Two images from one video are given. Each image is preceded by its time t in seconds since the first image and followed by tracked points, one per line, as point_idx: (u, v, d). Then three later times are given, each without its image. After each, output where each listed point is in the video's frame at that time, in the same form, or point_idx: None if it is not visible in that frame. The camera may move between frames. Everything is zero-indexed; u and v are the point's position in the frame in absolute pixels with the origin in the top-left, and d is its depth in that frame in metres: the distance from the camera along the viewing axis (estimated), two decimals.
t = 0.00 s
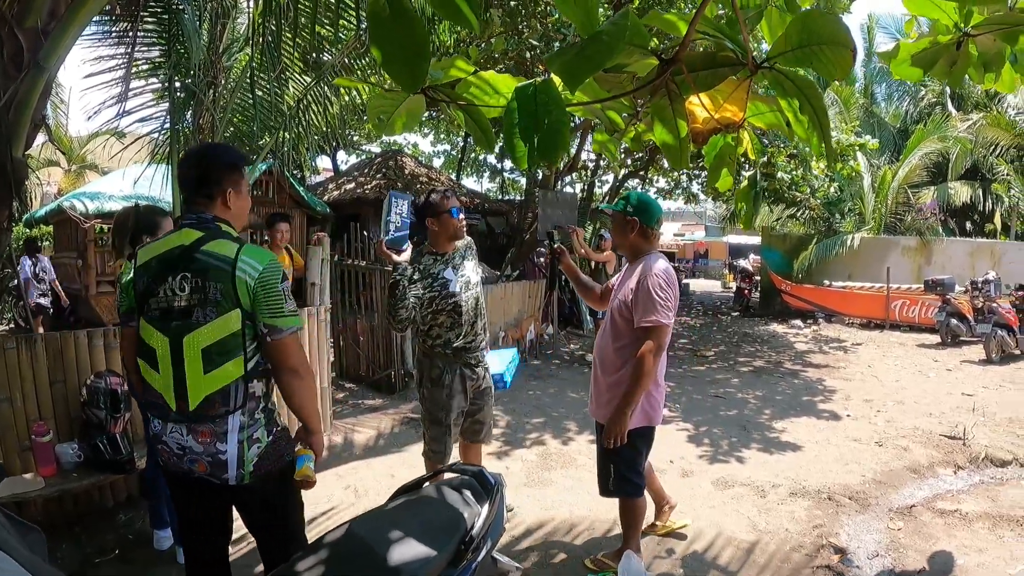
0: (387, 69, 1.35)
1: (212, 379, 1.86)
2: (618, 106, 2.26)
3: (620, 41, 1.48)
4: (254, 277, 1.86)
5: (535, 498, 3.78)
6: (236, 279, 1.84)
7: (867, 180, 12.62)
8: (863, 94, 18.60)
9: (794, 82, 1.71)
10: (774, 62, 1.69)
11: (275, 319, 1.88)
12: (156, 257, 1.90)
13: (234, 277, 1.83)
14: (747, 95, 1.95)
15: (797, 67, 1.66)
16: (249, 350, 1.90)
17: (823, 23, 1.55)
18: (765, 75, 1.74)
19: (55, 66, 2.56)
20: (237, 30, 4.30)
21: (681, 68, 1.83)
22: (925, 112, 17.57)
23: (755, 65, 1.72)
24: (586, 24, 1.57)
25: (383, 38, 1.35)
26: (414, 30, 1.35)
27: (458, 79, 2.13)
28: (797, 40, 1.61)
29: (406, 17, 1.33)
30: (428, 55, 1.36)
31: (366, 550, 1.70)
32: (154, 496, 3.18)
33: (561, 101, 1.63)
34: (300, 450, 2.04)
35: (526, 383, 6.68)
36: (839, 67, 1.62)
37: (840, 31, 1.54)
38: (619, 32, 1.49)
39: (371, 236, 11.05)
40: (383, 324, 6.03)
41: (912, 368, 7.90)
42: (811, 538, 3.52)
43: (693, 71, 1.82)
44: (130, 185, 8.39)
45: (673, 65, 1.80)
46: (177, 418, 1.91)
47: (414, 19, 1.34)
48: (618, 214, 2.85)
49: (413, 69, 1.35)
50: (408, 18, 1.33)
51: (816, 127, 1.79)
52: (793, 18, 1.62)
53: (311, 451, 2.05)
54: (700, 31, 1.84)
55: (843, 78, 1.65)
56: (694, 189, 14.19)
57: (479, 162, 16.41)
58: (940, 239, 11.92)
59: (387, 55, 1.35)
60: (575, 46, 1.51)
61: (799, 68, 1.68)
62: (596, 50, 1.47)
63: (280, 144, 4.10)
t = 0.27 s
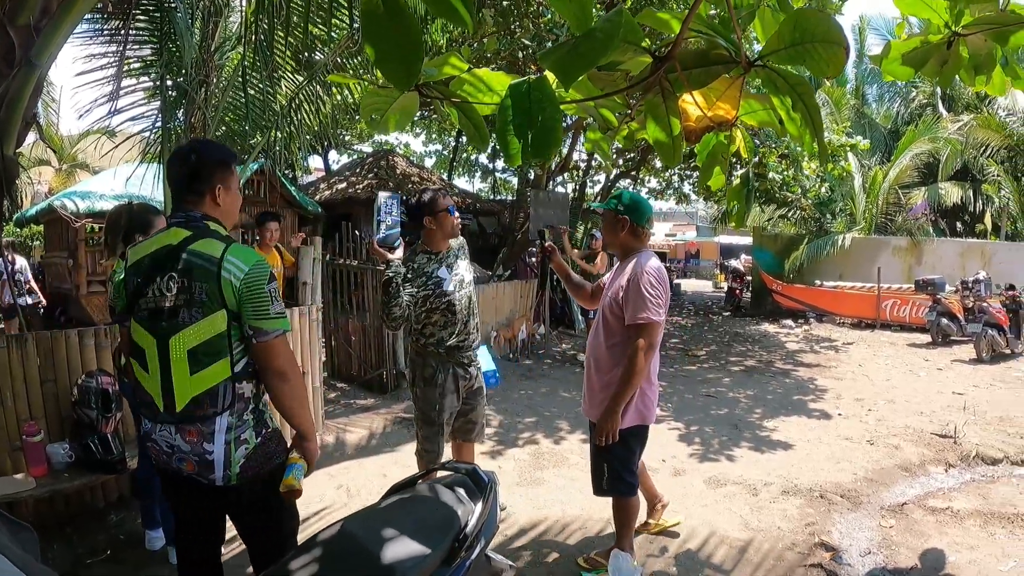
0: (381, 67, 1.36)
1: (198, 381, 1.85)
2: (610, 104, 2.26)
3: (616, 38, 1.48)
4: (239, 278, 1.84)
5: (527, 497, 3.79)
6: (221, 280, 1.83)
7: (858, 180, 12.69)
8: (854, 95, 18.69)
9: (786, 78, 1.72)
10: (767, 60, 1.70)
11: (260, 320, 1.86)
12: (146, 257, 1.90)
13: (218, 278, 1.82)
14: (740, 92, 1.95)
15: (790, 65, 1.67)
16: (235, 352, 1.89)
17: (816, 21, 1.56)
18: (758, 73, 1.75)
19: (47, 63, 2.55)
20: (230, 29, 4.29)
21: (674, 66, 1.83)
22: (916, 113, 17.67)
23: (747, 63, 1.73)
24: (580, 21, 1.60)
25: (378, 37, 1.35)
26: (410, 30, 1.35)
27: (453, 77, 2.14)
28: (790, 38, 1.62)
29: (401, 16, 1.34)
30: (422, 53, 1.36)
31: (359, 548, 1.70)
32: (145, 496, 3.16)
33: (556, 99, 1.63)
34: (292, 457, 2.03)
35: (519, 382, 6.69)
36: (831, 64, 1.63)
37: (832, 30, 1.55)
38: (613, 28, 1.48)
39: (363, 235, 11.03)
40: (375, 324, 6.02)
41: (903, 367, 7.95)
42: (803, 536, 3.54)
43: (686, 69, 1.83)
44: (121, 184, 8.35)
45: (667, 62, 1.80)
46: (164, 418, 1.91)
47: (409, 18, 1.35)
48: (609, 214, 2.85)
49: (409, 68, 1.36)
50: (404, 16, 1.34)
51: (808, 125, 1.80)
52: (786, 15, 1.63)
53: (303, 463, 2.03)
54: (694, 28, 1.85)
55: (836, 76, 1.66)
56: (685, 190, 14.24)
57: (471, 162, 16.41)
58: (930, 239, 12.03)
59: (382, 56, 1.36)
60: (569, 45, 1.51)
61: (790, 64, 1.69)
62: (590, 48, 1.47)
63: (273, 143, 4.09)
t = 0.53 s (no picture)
0: (374, 64, 1.36)
1: (200, 382, 1.85)
2: (602, 103, 2.26)
3: (607, 37, 1.49)
4: (240, 277, 1.84)
5: (519, 497, 3.79)
6: (222, 280, 1.82)
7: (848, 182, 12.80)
8: (845, 97, 18.80)
9: (777, 79, 1.73)
10: (759, 59, 1.70)
11: (261, 320, 1.86)
12: (143, 258, 1.89)
13: (219, 277, 1.82)
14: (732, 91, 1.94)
15: (782, 65, 1.68)
16: (237, 351, 1.89)
17: (809, 22, 1.57)
18: (750, 73, 1.76)
19: (37, 61, 2.48)
20: (221, 28, 4.28)
21: (666, 65, 1.83)
22: (906, 115, 17.78)
23: (739, 63, 1.74)
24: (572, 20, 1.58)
25: (370, 36, 1.36)
26: (402, 31, 1.36)
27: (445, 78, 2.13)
28: (782, 37, 1.64)
29: (394, 17, 1.35)
30: (415, 51, 1.37)
31: (351, 548, 1.70)
32: (136, 497, 3.14)
33: (547, 98, 1.63)
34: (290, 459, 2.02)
35: (510, 383, 6.69)
36: (822, 63, 1.64)
37: (825, 30, 1.56)
38: (605, 27, 1.50)
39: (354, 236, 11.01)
40: (366, 324, 6.01)
41: (893, 367, 8.00)
42: (794, 535, 3.56)
43: (677, 69, 1.83)
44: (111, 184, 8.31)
45: (658, 62, 1.81)
46: (165, 418, 1.90)
47: (402, 17, 1.36)
48: (599, 213, 2.86)
49: (401, 67, 1.36)
50: (397, 16, 1.35)
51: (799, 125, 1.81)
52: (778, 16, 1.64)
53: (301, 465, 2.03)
54: (686, 28, 1.86)
55: (827, 75, 1.67)
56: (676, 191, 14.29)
57: (462, 163, 16.40)
58: (920, 240, 11.99)
59: (375, 55, 1.37)
60: (561, 43, 1.52)
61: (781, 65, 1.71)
62: (582, 46, 1.48)
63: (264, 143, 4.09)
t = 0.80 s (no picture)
0: (364, 67, 1.36)
1: (205, 387, 1.84)
2: (594, 106, 2.25)
3: (598, 40, 1.49)
4: (243, 282, 1.83)
5: (511, 500, 3.79)
6: (225, 284, 1.81)
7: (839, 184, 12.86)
8: (836, 99, 18.89)
9: (769, 83, 1.74)
10: (751, 62, 1.71)
11: (265, 324, 1.86)
12: (139, 263, 1.85)
13: (223, 282, 1.81)
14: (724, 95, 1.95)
15: (775, 68, 1.69)
16: (240, 355, 1.89)
17: (801, 25, 1.58)
18: (742, 76, 1.76)
19: (28, 62, 2.37)
20: (213, 29, 4.25)
21: (658, 68, 1.83)
22: (897, 116, 17.87)
23: (732, 66, 1.74)
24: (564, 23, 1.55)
25: (361, 39, 1.36)
26: (391, 34, 1.36)
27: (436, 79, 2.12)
28: (773, 41, 1.64)
29: (384, 21, 1.35)
30: (405, 54, 1.37)
31: (343, 553, 1.69)
32: (126, 501, 3.12)
33: (539, 101, 1.63)
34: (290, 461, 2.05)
35: (502, 385, 6.69)
36: (814, 67, 1.64)
37: (818, 33, 1.57)
38: (596, 30, 1.50)
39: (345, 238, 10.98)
40: (358, 327, 5.99)
41: (884, 368, 8.04)
42: (787, 536, 3.57)
43: (669, 71, 1.82)
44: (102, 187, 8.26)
45: (650, 65, 1.80)
46: (167, 423, 1.89)
47: (392, 21, 1.36)
48: (590, 216, 2.87)
49: (391, 70, 1.36)
50: (387, 20, 1.35)
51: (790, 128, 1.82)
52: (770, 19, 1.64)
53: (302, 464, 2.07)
54: (678, 31, 1.85)
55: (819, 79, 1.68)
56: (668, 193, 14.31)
57: (454, 165, 16.37)
58: (911, 241, 12.05)
59: (366, 58, 1.36)
60: (553, 46, 1.52)
61: (772, 68, 1.72)
62: (575, 50, 1.48)
63: (255, 145, 4.07)
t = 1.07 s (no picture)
0: (347, 74, 1.35)
1: (203, 398, 1.83)
2: (578, 112, 2.25)
3: (579, 47, 1.49)
4: (240, 292, 1.82)
5: (502, 506, 3.78)
6: (222, 295, 1.80)
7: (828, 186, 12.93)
8: (825, 101, 19.02)
9: (752, 85, 1.75)
10: (733, 66, 1.72)
11: (262, 334, 1.84)
12: (136, 273, 1.85)
13: (220, 292, 1.79)
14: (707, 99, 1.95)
15: (758, 71, 1.70)
16: (239, 365, 1.87)
17: (783, 28, 1.59)
18: (725, 81, 1.77)
19: (15, 71, 2.33)
20: (200, 37, 4.24)
21: (641, 75, 1.84)
22: (885, 118, 18.01)
23: (715, 70, 1.74)
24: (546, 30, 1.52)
25: (343, 47, 1.36)
26: (374, 44, 1.36)
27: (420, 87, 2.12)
28: (756, 44, 1.64)
29: (366, 28, 1.34)
30: (387, 60, 1.36)
31: (331, 563, 1.68)
32: (116, 513, 3.09)
33: (522, 107, 1.63)
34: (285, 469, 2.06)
35: (494, 391, 6.68)
36: (797, 70, 1.65)
37: (800, 36, 1.57)
38: (576, 37, 1.50)
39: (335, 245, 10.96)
40: (348, 334, 5.98)
41: (876, 369, 8.07)
42: (779, 539, 3.57)
43: (652, 77, 1.83)
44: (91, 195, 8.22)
45: (632, 71, 1.80)
46: (167, 434, 1.87)
47: (373, 28, 1.35)
48: (577, 222, 2.87)
49: (374, 77, 1.36)
50: (368, 28, 1.34)
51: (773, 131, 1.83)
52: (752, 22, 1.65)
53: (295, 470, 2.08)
54: (659, 36, 1.85)
55: (801, 81, 1.68)
56: (658, 197, 14.36)
57: (444, 171, 16.37)
58: (900, 242, 12.14)
59: (349, 68, 1.36)
60: (535, 52, 1.52)
61: (754, 71, 1.72)
62: (556, 57, 1.48)
63: (243, 152, 4.06)
